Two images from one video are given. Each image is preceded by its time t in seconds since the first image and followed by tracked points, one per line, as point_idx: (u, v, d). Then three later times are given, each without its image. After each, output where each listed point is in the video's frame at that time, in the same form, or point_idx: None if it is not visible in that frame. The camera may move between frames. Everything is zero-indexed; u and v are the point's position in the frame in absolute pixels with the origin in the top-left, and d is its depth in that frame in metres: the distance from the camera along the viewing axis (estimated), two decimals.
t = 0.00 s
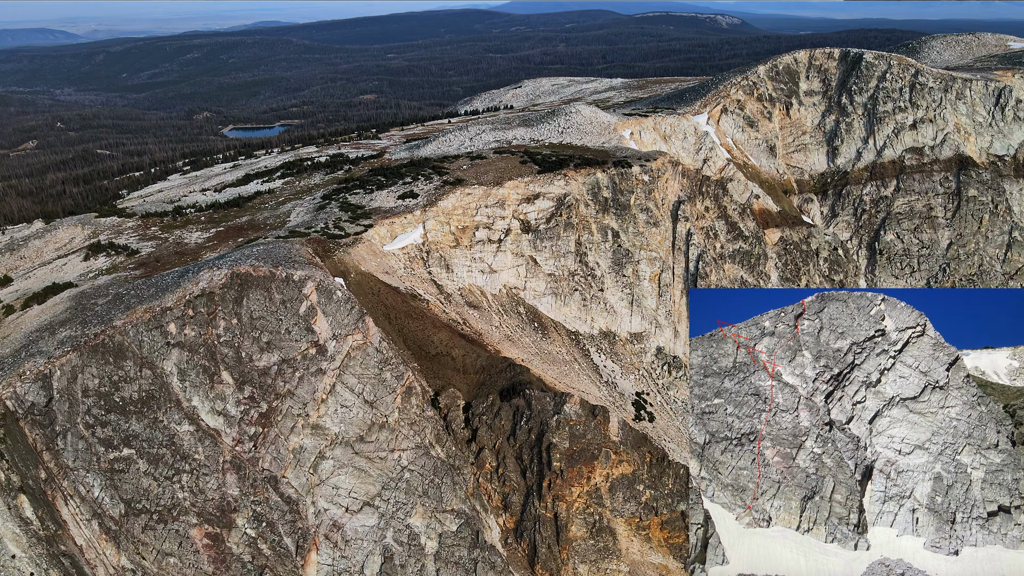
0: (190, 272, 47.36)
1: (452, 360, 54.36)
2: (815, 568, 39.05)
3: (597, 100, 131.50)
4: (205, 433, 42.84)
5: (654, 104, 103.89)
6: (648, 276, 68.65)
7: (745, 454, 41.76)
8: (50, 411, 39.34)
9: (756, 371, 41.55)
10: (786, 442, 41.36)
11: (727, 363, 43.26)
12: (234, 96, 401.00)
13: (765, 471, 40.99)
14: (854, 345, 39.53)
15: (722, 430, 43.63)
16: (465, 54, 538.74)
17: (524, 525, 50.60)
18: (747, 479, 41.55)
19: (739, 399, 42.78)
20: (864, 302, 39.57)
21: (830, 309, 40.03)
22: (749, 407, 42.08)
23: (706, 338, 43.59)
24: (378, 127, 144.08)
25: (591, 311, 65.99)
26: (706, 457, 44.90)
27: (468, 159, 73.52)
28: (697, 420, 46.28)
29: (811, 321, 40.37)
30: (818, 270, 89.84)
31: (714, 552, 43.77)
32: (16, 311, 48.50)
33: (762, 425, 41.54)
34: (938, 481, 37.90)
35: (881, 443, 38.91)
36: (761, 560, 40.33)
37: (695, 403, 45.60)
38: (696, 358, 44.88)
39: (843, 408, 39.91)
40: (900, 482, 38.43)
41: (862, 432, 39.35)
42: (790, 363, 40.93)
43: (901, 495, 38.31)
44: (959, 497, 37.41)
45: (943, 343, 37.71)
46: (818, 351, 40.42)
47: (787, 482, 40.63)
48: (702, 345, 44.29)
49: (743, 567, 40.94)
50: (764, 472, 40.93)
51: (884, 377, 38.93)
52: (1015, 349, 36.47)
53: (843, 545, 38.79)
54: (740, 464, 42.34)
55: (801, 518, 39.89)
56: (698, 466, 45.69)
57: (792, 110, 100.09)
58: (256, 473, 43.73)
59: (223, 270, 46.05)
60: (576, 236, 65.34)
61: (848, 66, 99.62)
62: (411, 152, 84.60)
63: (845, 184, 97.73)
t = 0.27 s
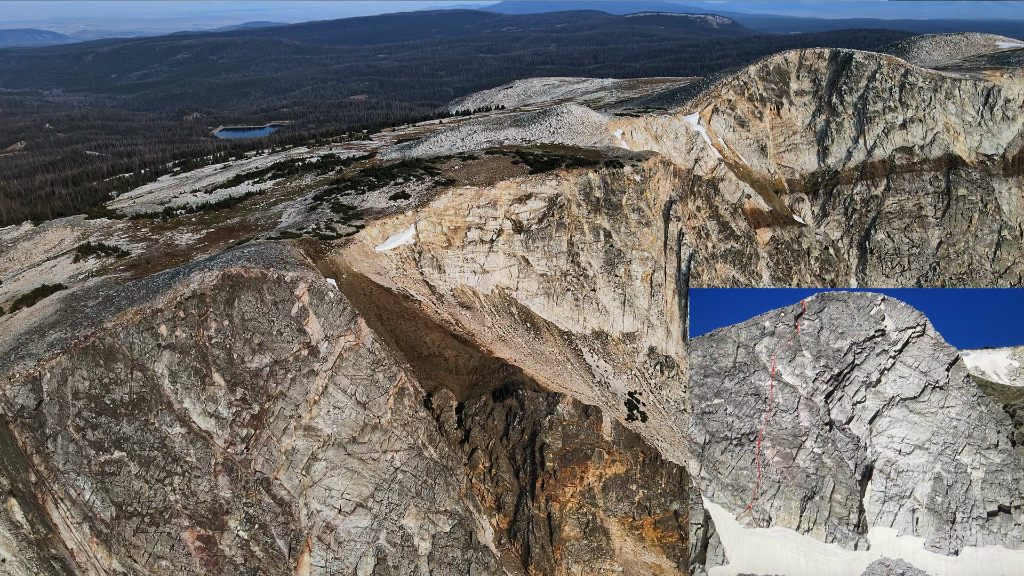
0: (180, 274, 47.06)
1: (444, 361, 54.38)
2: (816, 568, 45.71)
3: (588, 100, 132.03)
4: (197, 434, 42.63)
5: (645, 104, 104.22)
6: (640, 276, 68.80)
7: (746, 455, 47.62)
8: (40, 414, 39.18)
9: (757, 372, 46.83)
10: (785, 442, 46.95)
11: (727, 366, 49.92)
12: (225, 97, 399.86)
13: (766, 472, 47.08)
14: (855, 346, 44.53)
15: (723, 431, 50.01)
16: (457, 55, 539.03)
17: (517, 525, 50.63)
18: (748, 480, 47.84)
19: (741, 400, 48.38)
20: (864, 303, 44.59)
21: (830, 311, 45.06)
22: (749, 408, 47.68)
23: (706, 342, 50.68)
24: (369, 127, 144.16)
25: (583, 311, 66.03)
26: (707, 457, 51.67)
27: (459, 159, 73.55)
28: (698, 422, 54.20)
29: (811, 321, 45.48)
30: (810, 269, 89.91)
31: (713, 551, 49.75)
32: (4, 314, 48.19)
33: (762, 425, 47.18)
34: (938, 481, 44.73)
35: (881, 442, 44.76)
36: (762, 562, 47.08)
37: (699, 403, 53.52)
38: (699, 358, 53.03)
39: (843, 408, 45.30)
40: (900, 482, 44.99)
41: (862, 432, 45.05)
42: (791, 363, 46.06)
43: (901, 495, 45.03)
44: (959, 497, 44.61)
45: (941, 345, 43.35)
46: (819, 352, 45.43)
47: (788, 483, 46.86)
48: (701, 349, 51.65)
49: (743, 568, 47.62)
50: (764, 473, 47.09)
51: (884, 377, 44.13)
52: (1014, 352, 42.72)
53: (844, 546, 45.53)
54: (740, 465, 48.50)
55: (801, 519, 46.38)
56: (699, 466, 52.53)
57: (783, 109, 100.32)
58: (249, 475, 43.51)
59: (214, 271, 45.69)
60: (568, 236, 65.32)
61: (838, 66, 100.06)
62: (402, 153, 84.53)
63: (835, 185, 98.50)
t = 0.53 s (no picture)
0: (171, 275, 46.95)
1: (437, 361, 54.31)
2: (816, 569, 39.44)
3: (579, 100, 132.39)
4: (188, 436, 42.47)
5: (636, 104, 104.55)
6: (632, 276, 68.82)
7: (745, 454, 41.95)
8: (29, 417, 38.88)
9: (756, 371, 41.83)
10: (785, 441, 41.72)
11: (724, 363, 43.72)
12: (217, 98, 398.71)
13: (765, 471, 41.32)
14: (854, 345, 39.76)
15: (721, 430, 43.81)
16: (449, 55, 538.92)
17: (510, 525, 50.65)
18: (747, 480, 41.76)
19: (741, 398, 43.18)
20: (864, 302, 39.85)
21: (831, 310, 40.30)
22: (749, 407, 42.45)
23: (706, 339, 43.89)
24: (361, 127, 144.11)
25: (575, 311, 66.07)
26: (706, 457, 44.82)
27: (451, 159, 73.59)
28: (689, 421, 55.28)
29: (811, 321, 40.77)
30: (799, 269, 90.49)
31: (713, 552, 43.91)
32: None
33: (762, 425, 41.92)
34: (938, 481, 38.47)
35: (881, 443, 39.26)
36: (762, 560, 40.75)
37: (695, 403, 46.11)
38: (696, 358, 45.31)
39: (843, 408, 40.24)
40: (900, 482, 38.89)
41: (862, 431, 39.65)
42: (791, 363, 41.32)
43: (901, 495, 38.77)
44: (959, 497, 38.06)
45: (943, 343, 38.15)
46: (819, 352, 40.79)
47: (788, 482, 40.93)
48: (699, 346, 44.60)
49: (743, 567, 41.42)
50: (764, 472, 41.26)
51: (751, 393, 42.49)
52: (1015, 350, 36.87)
53: (843, 545, 39.18)
54: (740, 464, 42.50)
55: (801, 518, 40.20)
56: (698, 465, 45.61)
57: (774, 109, 100.96)
58: (240, 477, 43.37)
59: (205, 272, 45.64)
60: (560, 236, 65.38)
61: (828, 66, 100.61)
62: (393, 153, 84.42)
63: (826, 184, 98.76)
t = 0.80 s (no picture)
0: (161, 276, 46.78)
1: (429, 362, 54.19)
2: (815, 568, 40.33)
3: (570, 99, 132.41)
4: (179, 438, 42.32)
5: (627, 104, 104.62)
6: (624, 276, 68.77)
7: (745, 454, 42.68)
8: (18, 420, 38.48)
9: (757, 371, 42.57)
10: (785, 441, 42.36)
11: (727, 363, 44.51)
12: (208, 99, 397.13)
13: (766, 471, 42.06)
14: (855, 345, 40.56)
15: (722, 429, 44.65)
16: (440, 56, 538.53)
17: (503, 526, 50.82)
18: (748, 478, 42.56)
19: (739, 399, 43.90)
20: (864, 302, 40.75)
21: (830, 310, 41.26)
22: (749, 407, 43.17)
23: (706, 339, 45.20)
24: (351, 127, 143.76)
25: (567, 311, 66.12)
26: (707, 456, 46.02)
27: (442, 159, 73.51)
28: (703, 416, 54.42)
29: (812, 321, 41.70)
30: (791, 267, 90.62)
31: (714, 552, 44.87)
32: None
33: (761, 424, 42.57)
34: (938, 481, 39.22)
35: (881, 443, 39.96)
36: (762, 560, 41.57)
37: (695, 402, 47.42)
38: (697, 358, 46.79)
39: (842, 408, 40.90)
40: (900, 481, 39.68)
41: (862, 431, 40.37)
42: (791, 364, 42.05)
43: (901, 494, 39.58)
44: (958, 496, 38.86)
45: (942, 344, 38.94)
46: (819, 351, 41.53)
47: (788, 482, 41.75)
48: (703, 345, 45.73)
49: (743, 567, 42.09)
50: (764, 472, 42.03)
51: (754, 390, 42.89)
52: (1015, 349, 37.73)
53: (843, 545, 40.09)
54: (740, 463, 43.30)
55: (801, 518, 41.11)
56: (698, 465, 47.11)
57: (764, 109, 101.28)
58: (232, 479, 43.21)
59: (195, 273, 45.50)
60: (552, 236, 65.38)
61: (818, 66, 100.99)
62: (384, 154, 84.20)
63: (816, 183, 99.17)
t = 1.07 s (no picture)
0: (152, 278, 46.62)
1: (422, 362, 54.15)
2: (815, 569, 38.52)
3: (561, 100, 132.33)
4: (170, 441, 42.05)
5: (619, 104, 104.70)
6: (616, 276, 69.05)
7: (746, 454, 41.31)
8: (8, 423, 38.37)
9: (758, 372, 41.56)
10: (785, 442, 41.35)
11: (727, 365, 43.29)
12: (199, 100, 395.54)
13: (765, 471, 40.75)
14: (855, 345, 39.93)
15: (722, 429, 43.07)
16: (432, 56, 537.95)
17: (496, 527, 50.78)
18: (748, 479, 40.97)
19: (739, 400, 42.88)
20: (864, 302, 39.98)
21: (830, 309, 40.44)
22: (749, 408, 42.13)
23: (706, 338, 43.58)
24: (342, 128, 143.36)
25: (559, 311, 66.19)
26: (706, 457, 43.68)
27: (433, 160, 73.52)
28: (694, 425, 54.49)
29: (811, 321, 40.87)
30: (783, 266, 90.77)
31: (713, 551, 42.61)
32: None
33: (763, 425, 41.56)
34: (937, 481, 38.13)
35: (881, 443, 39.13)
36: (761, 560, 39.60)
37: (694, 402, 45.17)
38: (695, 358, 44.79)
39: (842, 408, 40.18)
40: (900, 482, 38.53)
41: (862, 431, 39.50)
42: (790, 363, 41.27)
43: (901, 495, 38.31)
44: (959, 497, 37.58)
45: (942, 343, 38.27)
46: (818, 351, 40.85)
47: (787, 482, 40.29)
48: (701, 345, 44.25)
49: (743, 568, 40.17)
50: (764, 472, 40.67)
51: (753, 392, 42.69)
52: (1015, 349, 37.14)
53: (842, 546, 38.37)
54: (740, 464, 41.74)
55: (800, 518, 39.44)
56: (697, 465, 44.14)
57: (755, 109, 101.48)
58: (223, 481, 43.00)
59: (186, 275, 45.43)
60: (544, 237, 65.46)
61: (809, 66, 101.06)
62: (376, 155, 84.13)
63: (807, 183, 99.47)
